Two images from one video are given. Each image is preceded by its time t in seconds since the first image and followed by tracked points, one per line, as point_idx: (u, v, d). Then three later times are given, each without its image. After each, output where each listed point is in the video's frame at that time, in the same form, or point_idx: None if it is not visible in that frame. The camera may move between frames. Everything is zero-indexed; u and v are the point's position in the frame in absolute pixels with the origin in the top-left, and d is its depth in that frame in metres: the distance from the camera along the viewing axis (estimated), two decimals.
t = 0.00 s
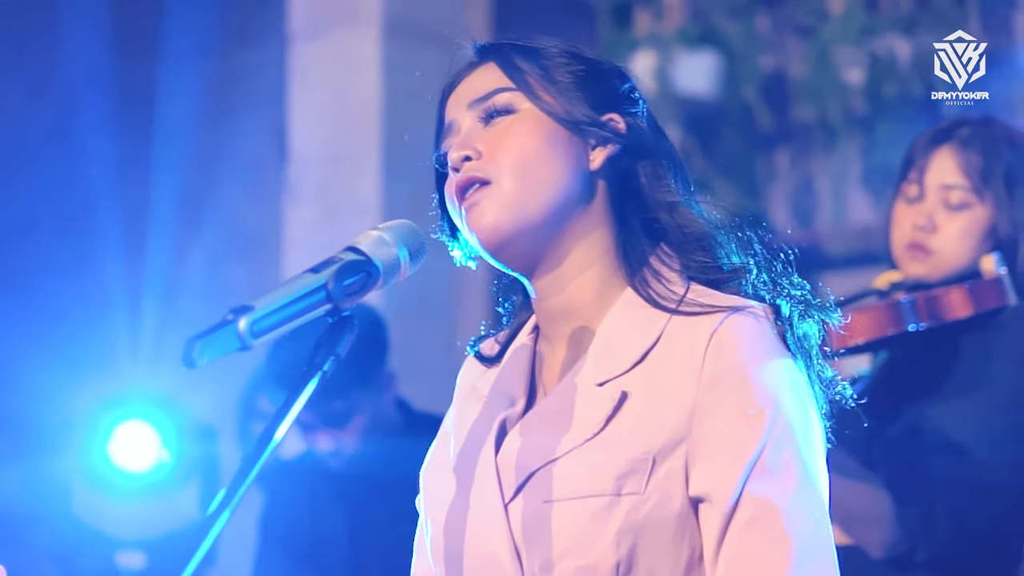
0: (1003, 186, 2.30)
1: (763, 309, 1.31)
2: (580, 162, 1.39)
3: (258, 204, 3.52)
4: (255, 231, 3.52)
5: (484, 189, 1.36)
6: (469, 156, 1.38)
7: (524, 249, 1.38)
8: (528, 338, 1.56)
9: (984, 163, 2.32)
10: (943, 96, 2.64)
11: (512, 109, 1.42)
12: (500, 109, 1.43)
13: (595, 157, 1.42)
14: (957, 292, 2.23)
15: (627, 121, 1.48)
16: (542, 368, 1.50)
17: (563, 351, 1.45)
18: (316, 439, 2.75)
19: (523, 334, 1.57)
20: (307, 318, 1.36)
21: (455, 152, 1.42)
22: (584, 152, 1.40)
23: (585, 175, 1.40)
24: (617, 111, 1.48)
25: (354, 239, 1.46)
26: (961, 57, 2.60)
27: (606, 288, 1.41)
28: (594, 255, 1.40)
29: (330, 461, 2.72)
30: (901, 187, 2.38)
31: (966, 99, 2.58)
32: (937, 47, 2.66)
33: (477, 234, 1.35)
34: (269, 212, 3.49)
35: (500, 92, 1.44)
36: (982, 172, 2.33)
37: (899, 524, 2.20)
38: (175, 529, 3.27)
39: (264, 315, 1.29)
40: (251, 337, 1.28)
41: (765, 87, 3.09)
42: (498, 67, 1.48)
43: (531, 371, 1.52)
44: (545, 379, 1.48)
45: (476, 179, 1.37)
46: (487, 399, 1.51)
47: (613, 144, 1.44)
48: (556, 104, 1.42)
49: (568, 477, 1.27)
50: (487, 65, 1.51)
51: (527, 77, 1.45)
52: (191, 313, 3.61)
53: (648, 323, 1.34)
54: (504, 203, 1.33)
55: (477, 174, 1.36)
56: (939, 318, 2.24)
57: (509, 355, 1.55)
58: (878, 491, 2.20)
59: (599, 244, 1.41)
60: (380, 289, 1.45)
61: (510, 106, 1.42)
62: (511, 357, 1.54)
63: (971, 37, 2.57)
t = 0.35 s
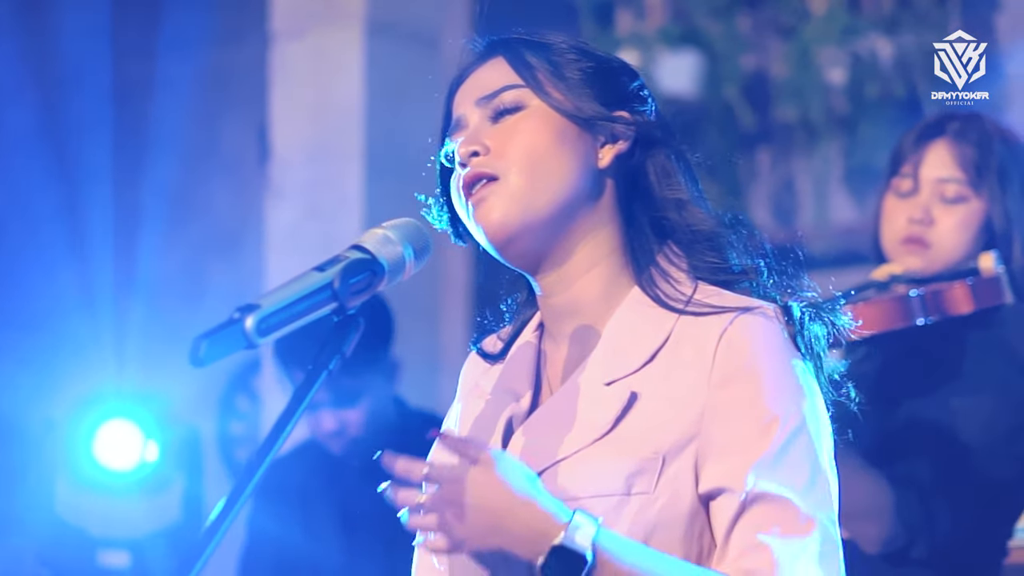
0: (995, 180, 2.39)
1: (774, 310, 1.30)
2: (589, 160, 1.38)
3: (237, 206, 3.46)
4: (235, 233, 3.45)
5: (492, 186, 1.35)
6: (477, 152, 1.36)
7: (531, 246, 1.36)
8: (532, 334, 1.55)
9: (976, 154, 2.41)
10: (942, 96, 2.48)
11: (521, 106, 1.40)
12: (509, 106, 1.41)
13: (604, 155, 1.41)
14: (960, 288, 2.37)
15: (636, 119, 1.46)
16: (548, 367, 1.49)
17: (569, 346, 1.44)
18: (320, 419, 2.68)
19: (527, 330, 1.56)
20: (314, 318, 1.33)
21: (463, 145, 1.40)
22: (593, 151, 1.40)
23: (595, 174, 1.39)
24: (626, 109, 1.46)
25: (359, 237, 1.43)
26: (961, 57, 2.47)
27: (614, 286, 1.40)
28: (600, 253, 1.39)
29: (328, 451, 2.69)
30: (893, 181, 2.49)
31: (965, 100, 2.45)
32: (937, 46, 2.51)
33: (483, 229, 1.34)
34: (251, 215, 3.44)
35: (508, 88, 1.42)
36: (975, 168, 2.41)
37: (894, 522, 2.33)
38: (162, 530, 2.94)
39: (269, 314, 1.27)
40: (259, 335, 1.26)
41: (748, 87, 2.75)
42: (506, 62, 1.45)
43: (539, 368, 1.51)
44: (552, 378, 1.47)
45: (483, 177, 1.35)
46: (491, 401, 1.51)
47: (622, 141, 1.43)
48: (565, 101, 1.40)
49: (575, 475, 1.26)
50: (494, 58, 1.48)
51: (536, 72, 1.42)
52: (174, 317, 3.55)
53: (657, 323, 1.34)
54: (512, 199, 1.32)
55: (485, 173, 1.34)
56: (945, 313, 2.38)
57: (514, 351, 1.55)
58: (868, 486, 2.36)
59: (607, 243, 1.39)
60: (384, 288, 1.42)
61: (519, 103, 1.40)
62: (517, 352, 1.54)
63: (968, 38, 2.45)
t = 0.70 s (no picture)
0: (990, 179, 2.41)
1: (780, 310, 1.30)
2: (592, 161, 1.36)
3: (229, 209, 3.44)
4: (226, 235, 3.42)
5: (498, 183, 1.33)
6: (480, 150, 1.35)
7: (534, 246, 1.34)
8: (531, 335, 1.54)
9: (970, 155, 2.43)
10: (942, 96, 2.60)
11: (525, 105, 1.38)
12: (512, 105, 1.39)
13: (608, 155, 1.39)
14: (973, 289, 2.33)
15: (639, 118, 1.45)
16: (548, 367, 1.49)
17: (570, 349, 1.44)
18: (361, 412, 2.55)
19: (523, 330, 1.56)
20: (318, 316, 1.37)
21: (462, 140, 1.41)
22: (597, 151, 1.38)
23: (597, 173, 1.37)
24: (630, 108, 1.45)
25: (364, 235, 1.47)
26: (961, 57, 2.59)
27: (616, 287, 1.40)
28: (604, 254, 1.38)
29: (341, 454, 2.61)
30: (887, 183, 2.50)
31: (965, 99, 2.59)
32: (937, 46, 2.62)
33: (484, 227, 1.33)
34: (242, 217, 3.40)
35: (512, 86, 1.41)
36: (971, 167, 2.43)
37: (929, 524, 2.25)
38: (155, 531, 2.80)
39: (275, 311, 1.30)
40: (265, 334, 1.30)
41: (735, 88, 2.86)
42: (509, 59, 1.44)
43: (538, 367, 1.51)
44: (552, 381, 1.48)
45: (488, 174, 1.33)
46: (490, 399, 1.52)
47: (626, 143, 1.41)
48: (569, 99, 1.39)
49: (582, 483, 1.22)
50: (496, 54, 1.47)
51: (540, 69, 1.41)
52: (163, 317, 3.54)
53: (661, 324, 1.35)
54: (516, 198, 1.31)
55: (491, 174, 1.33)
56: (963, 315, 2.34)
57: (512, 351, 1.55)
58: (907, 494, 2.23)
59: (609, 245, 1.39)
60: (389, 285, 1.45)
61: (523, 101, 1.39)
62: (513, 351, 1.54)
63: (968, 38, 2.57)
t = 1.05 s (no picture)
0: (987, 182, 3.02)
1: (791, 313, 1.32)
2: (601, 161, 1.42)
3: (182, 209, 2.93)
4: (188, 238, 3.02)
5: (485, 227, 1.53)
6: (484, 187, 1.49)
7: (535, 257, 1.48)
8: (529, 342, 1.58)
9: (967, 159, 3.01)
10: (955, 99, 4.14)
11: (531, 102, 1.41)
12: (518, 102, 1.41)
13: (615, 155, 1.43)
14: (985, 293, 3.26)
15: (644, 114, 1.43)
16: (548, 369, 1.54)
17: (573, 348, 1.52)
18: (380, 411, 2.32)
19: (523, 333, 1.60)
20: (324, 318, 1.33)
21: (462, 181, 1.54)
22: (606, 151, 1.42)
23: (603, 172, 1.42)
24: (635, 106, 1.41)
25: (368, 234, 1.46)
26: (961, 56, 4.07)
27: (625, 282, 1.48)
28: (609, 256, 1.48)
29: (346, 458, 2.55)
30: (888, 194, 3.09)
31: (969, 97, 4.08)
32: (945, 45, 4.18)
33: (491, 230, 1.50)
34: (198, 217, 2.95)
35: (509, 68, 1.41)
36: (969, 173, 3.01)
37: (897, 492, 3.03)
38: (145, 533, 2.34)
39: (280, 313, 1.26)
40: (272, 334, 1.28)
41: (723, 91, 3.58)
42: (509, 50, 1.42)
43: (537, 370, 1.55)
44: (555, 381, 1.53)
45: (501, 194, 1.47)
46: (496, 405, 1.54)
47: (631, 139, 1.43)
48: (572, 96, 1.40)
49: (596, 487, 1.29)
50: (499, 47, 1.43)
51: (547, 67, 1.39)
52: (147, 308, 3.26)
53: (665, 322, 1.43)
54: (521, 197, 1.45)
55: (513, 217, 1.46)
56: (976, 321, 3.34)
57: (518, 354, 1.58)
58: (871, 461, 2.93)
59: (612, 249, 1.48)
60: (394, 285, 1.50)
61: (529, 98, 1.41)
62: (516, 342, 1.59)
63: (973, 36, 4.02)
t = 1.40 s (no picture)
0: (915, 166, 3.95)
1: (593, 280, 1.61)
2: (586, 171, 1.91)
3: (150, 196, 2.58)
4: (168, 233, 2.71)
5: (462, 251, 1.49)
6: (482, 212, 1.46)
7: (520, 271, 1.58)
8: (526, 342, 1.40)
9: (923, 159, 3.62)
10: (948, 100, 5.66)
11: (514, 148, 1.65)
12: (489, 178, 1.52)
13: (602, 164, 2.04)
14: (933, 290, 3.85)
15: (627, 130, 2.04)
16: (545, 368, 1.44)
17: (569, 345, 1.52)
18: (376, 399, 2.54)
19: (519, 331, 1.40)
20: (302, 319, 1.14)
21: (455, 199, 1.46)
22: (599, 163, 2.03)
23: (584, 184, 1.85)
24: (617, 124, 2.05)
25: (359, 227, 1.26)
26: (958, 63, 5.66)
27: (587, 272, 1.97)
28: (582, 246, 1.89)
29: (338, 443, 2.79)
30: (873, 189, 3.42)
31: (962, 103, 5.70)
32: (944, 50, 5.60)
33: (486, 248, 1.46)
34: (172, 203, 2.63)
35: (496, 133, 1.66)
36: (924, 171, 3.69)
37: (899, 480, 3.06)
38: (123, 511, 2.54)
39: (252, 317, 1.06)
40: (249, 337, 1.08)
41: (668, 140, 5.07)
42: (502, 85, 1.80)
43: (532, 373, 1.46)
44: (556, 383, 1.46)
45: (493, 236, 1.47)
46: (495, 402, 1.49)
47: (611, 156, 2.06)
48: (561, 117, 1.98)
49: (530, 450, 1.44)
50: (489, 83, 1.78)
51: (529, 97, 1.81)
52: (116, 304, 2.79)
53: (532, 298, 1.55)
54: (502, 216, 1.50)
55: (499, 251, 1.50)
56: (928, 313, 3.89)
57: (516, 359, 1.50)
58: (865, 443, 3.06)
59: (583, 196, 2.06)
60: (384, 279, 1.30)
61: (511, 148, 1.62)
62: (505, 336, 1.40)
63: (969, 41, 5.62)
